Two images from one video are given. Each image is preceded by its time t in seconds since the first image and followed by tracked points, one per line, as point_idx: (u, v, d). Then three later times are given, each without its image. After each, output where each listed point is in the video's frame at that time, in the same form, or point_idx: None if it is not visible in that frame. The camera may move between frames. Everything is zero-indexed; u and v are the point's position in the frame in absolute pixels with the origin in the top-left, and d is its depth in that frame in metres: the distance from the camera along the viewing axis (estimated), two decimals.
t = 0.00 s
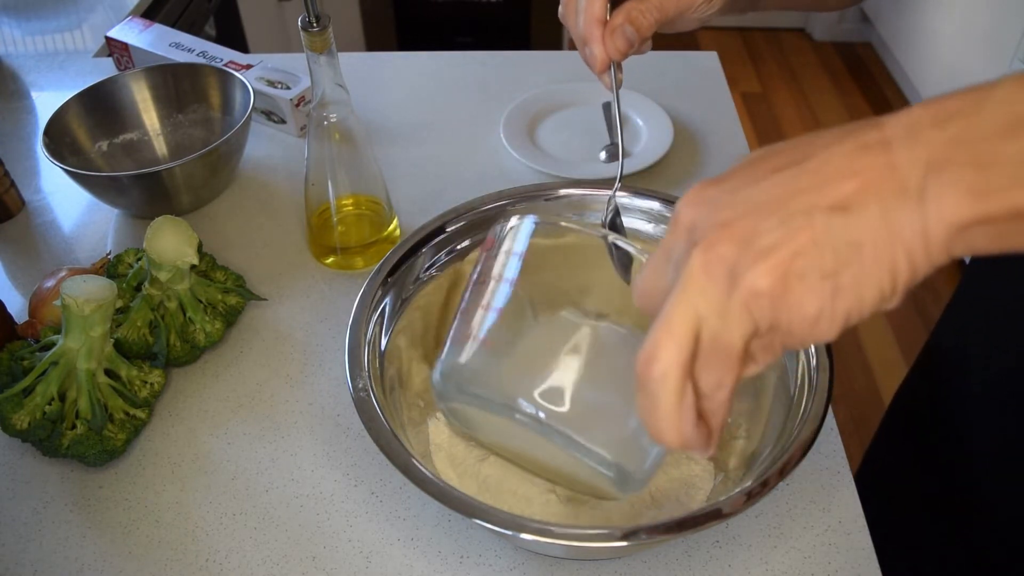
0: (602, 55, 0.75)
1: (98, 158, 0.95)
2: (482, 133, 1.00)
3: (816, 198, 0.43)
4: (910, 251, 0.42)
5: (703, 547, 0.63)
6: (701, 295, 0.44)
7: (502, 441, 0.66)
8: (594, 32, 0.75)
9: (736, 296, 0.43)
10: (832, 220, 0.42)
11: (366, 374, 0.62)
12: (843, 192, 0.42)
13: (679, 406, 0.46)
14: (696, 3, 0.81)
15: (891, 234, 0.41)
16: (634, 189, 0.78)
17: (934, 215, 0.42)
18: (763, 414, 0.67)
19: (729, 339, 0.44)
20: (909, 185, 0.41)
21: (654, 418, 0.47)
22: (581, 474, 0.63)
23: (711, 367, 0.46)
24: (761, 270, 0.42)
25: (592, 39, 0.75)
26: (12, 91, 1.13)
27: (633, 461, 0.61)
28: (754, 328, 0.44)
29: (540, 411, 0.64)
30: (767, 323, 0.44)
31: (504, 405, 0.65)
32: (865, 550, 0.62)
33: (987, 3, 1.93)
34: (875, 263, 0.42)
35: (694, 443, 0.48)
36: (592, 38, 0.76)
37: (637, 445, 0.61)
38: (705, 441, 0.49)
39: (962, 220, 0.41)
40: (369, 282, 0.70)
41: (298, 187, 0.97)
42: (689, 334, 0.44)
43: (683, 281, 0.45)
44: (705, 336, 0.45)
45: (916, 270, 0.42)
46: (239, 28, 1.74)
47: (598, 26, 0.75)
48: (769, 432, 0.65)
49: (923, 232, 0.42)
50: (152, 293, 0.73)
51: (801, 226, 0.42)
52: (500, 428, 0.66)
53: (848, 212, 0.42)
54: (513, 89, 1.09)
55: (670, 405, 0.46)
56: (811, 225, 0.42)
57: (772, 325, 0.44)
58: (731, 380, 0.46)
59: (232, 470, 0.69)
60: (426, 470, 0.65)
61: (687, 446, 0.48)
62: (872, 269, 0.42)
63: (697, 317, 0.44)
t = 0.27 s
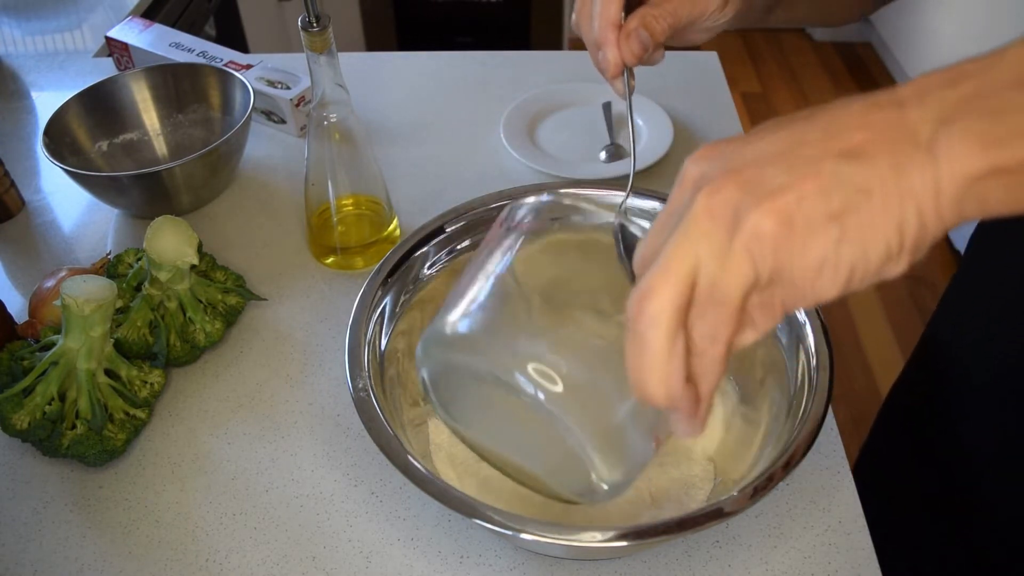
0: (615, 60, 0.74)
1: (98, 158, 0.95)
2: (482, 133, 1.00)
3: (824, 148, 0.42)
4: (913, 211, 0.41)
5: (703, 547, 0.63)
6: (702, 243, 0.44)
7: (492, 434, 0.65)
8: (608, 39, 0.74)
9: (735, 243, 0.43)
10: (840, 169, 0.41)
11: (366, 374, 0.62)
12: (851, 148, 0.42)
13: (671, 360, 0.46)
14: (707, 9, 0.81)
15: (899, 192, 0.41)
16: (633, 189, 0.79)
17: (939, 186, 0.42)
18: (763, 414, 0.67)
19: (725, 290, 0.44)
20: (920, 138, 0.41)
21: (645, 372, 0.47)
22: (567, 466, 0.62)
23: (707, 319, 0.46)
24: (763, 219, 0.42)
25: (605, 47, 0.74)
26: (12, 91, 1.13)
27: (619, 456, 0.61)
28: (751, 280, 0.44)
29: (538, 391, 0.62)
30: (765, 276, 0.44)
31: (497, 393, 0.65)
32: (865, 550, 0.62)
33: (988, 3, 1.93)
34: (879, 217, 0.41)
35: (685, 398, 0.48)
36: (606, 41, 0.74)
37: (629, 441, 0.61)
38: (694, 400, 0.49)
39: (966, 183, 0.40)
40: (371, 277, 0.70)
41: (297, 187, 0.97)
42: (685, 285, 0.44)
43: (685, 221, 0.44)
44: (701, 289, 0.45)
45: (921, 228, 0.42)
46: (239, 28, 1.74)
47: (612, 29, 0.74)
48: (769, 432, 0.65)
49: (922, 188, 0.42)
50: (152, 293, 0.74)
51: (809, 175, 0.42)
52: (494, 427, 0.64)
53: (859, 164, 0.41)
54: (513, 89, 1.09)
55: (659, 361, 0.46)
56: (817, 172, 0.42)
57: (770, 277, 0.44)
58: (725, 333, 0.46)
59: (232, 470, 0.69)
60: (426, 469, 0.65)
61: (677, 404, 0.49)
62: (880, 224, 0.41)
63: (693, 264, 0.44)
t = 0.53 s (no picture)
0: (635, 71, 0.72)
1: (98, 158, 0.96)
2: (482, 133, 1.00)
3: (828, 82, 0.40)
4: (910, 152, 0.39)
5: (703, 547, 0.63)
6: (699, 160, 0.40)
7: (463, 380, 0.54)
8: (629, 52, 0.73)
9: (733, 161, 0.39)
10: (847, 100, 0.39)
11: (366, 374, 0.62)
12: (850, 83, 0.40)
13: (650, 270, 0.41)
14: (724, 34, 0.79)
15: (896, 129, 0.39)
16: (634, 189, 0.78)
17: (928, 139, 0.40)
18: (764, 414, 0.67)
19: (717, 207, 0.40)
20: (921, 83, 0.39)
21: (621, 284, 0.42)
22: (523, 423, 0.53)
23: (691, 238, 0.41)
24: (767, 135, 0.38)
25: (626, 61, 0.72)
26: (12, 91, 1.13)
27: (589, 423, 0.51)
28: (745, 205, 0.40)
29: (535, 360, 0.50)
30: (761, 199, 0.40)
31: (473, 321, 0.52)
32: (865, 550, 0.62)
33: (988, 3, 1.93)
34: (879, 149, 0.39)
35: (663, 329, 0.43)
36: (627, 54, 0.72)
37: (597, 400, 0.50)
38: (668, 332, 0.44)
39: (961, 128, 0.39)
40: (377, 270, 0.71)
41: (297, 187, 0.97)
42: (677, 194, 0.39)
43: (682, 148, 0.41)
44: (692, 200, 0.40)
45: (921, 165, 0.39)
46: (239, 28, 1.74)
47: (634, 42, 0.72)
48: (770, 432, 0.65)
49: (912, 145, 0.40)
50: (152, 293, 0.73)
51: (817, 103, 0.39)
52: (460, 353, 0.53)
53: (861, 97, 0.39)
54: (513, 89, 1.09)
55: (640, 265, 0.41)
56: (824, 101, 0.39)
57: (766, 203, 0.40)
58: (710, 260, 0.41)
59: (232, 470, 0.69)
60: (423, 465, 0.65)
61: (652, 330, 0.43)
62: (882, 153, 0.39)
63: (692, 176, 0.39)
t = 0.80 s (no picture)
0: (650, 89, 0.70)
1: (98, 158, 0.95)
2: (482, 133, 1.00)
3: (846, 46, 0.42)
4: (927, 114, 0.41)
5: (703, 547, 0.63)
6: (721, 102, 0.40)
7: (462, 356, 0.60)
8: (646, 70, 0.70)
9: (754, 107, 0.40)
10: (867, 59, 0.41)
11: (366, 374, 0.62)
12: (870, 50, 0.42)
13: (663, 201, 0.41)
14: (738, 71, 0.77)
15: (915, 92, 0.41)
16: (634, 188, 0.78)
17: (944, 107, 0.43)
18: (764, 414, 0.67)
19: (735, 148, 0.40)
20: (945, 50, 0.42)
21: (634, 215, 0.42)
22: (522, 382, 0.58)
23: (704, 176, 0.41)
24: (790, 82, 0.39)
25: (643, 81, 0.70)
26: (12, 91, 1.13)
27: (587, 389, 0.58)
28: (763, 151, 0.40)
29: (546, 337, 0.57)
30: (779, 145, 0.41)
31: (485, 287, 0.59)
32: (865, 550, 0.62)
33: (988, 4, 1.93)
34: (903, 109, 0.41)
35: (671, 266, 0.43)
36: (644, 70, 0.70)
37: (595, 359, 0.57)
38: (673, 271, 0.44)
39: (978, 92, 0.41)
40: (378, 267, 0.70)
41: (297, 187, 0.97)
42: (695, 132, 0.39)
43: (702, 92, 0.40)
44: (708, 140, 0.40)
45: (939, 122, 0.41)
46: (239, 28, 1.74)
47: (654, 61, 0.71)
48: (770, 432, 0.65)
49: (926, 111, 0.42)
50: (152, 293, 0.73)
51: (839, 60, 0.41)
52: (465, 316, 0.60)
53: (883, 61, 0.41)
54: (513, 88, 1.09)
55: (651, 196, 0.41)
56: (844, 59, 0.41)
57: (782, 150, 0.41)
58: (721, 198, 0.42)
59: (232, 470, 0.69)
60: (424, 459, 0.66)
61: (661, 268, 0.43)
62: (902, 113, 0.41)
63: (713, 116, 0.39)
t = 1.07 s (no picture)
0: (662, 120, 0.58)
1: (98, 158, 0.95)
2: (482, 133, 1.01)
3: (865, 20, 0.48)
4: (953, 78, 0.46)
5: (703, 547, 0.63)
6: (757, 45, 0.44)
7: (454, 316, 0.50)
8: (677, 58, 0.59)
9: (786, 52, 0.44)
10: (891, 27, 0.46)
11: (366, 374, 0.62)
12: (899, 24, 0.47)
13: (694, 118, 0.42)
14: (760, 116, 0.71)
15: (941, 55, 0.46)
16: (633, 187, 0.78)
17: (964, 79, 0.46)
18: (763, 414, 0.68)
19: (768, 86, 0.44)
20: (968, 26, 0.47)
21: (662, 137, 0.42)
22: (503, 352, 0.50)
23: (736, 110, 0.44)
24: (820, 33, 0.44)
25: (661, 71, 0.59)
26: (12, 91, 1.13)
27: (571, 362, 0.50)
28: (793, 96, 0.44)
29: (546, 316, 0.49)
30: (809, 89, 0.45)
31: (482, 246, 0.50)
32: (865, 550, 0.62)
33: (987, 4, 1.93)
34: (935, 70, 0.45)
35: (693, 194, 0.43)
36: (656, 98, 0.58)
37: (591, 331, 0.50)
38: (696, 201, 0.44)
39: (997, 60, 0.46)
40: (376, 271, 0.70)
41: (297, 187, 0.97)
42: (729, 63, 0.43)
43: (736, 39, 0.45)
44: (740, 76, 0.43)
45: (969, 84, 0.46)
46: (239, 28, 1.74)
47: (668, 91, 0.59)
48: (769, 432, 0.65)
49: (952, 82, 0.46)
50: (152, 293, 0.73)
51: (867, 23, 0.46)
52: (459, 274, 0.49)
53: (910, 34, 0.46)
54: (513, 88, 1.09)
55: (686, 111, 0.42)
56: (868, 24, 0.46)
57: (810, 96, 0.45)
58: (749, 135, 0.44)
59: (232, 470, 0.69)
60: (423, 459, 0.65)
61: (683, 196, 0.43)
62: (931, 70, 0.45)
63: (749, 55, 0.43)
